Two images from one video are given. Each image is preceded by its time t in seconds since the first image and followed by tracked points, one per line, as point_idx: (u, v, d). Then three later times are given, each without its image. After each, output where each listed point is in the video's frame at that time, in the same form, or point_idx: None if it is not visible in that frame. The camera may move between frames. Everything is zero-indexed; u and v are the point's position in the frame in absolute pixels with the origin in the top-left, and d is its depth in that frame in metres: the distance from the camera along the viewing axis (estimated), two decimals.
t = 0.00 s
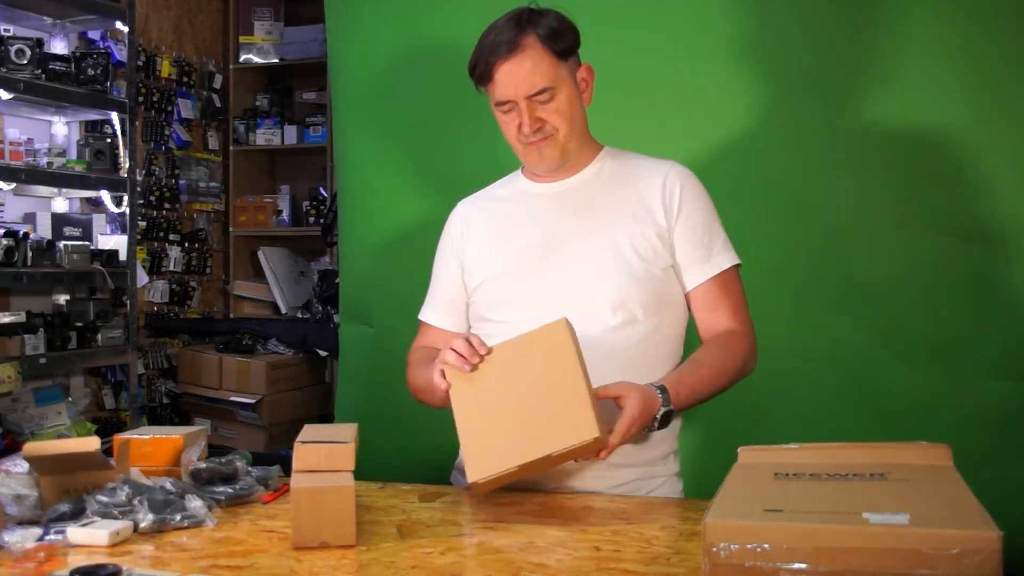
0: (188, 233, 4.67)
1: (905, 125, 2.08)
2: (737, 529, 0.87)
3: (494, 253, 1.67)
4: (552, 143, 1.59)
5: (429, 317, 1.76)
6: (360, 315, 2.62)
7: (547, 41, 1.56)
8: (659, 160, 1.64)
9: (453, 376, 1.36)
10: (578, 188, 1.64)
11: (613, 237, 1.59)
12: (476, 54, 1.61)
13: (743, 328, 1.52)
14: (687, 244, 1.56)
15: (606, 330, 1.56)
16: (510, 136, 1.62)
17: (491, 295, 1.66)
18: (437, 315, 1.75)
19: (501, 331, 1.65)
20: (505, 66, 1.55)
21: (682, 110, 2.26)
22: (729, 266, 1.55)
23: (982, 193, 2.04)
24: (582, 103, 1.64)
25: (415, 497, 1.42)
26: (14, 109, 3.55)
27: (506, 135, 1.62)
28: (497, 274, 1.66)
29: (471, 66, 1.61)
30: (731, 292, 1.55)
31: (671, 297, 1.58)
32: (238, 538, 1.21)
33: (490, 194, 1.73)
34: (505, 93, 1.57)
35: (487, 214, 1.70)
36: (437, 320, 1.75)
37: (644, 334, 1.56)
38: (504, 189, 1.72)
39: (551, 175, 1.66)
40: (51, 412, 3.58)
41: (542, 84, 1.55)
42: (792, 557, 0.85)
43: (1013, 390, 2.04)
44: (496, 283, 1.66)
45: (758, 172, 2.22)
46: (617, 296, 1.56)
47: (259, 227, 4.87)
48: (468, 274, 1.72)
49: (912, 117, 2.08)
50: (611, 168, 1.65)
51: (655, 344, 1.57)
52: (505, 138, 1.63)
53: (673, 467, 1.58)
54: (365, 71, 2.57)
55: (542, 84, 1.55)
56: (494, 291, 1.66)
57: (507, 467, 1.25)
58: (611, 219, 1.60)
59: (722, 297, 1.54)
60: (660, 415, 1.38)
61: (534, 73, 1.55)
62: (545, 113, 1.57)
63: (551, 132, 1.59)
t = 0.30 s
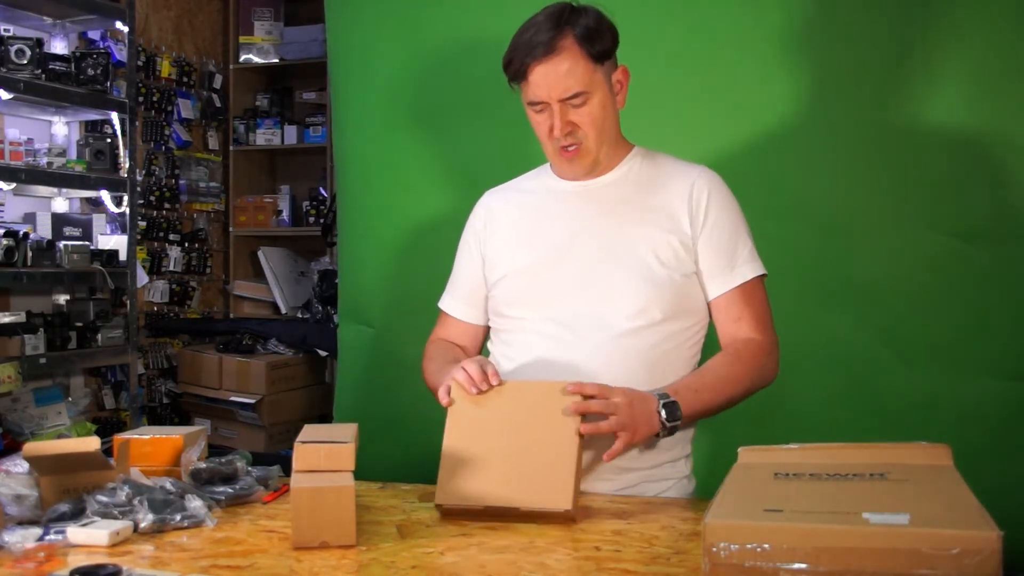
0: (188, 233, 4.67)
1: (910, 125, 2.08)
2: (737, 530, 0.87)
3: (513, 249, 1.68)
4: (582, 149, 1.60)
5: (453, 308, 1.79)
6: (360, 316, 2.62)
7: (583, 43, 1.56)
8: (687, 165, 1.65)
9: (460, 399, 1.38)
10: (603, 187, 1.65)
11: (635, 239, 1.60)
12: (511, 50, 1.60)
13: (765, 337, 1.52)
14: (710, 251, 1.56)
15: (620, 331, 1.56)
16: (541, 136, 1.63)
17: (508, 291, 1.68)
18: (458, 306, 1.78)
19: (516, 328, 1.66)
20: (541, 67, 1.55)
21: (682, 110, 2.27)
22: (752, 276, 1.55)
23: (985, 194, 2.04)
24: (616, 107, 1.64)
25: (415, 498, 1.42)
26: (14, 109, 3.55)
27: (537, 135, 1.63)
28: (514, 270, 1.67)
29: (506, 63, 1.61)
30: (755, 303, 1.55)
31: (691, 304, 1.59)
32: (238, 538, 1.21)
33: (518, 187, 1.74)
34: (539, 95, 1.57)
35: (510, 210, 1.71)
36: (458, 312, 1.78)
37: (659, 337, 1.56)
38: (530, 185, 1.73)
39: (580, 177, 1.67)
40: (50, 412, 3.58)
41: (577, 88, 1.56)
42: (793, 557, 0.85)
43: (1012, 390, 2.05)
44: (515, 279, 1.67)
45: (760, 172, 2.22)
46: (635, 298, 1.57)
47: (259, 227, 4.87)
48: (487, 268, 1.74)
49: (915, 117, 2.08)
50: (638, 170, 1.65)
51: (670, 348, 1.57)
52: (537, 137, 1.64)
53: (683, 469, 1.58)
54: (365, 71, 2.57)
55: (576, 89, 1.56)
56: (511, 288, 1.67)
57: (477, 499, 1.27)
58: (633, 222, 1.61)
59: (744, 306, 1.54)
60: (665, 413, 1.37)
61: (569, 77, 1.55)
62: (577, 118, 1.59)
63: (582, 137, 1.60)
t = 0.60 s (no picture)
0: (188, 233, 4.67)
1: (910, 125, 2.08)
2: (736, 530, 0.87)
3: (517, 246, 1.68)
4: (593, 145, 1.59)
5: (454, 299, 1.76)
6: (360, 315, 2.62)
7: (603, 40, 1.56)
8: (692, 166, 1.66)
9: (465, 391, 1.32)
10: (608, 185, 1.65)
11: (640, 238, 1.60)
12: (527, 43, 1.60)
13: (763, 338, 1.52)
14: (715, 250, 1.56)
15: (624, 330, 1.57)
16: (553, 131, 1.62)
17: (511, 288, 1.68)
18: (459, 296, 1.75)
19: (520, 326, 1.66)
20: (558, 61, 1.55)
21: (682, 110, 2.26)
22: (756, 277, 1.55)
23: (985, 194, 2.04)
24: (628, 108, 1.64)
25: (416, 497, 1.42)
26: (14, 109, 3.55)
27: (549, 129, 1.62)
28: (518, 267, 1.67)
29: (522, 56, 1.60)
30: (752, 302, 1.54)
31: (694, 302, 1.59)
32: (238, 538, 1.20)
33: (523, 184, 1.73)
34: (555, 88, 1.56)
35: (515, 206, 1.70)
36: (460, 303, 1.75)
37: (662, 337, 1.57)
38: (535, 182, 1.72)
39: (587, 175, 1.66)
40: (50, 412, 3.57)
41: (594, 84, 1.55)
42: (793, 557, 0.85)
43: (1012, 390, 2.05)
44: (519, 276, 1.67)
45: (761, 170, 2.22)
46: (641, 295, 1.57)
47: (259, 227, 4.87)
48: (490, 265, 1.73)
49: (915, 117, 2.08)
50: (645, 168, 1.65)
51: (672, 348, 1.57)
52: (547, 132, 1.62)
53: (688, 469, 1.58)
54: (366, 71, 2.57)
55: (593, 84, 1.55)
56: (515, 285, 1.67)
57: (500, 497, 1.31)
58: (639, 220, 1.61)
59: (741, 306, 1.54)
60: (660, 405, 1.35)
61: (586, 73, 1.55)
62: (591, 114, 1.58)
63: (594, 134, 1.59)
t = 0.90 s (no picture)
0: (188, 233, 4.67)
1: (910, 125, 2.08)
2: (736, 530, 0.87)
3: (517, 245, 1.67)
4: (599, 144, 1.59)
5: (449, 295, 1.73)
6: (360, 315, 2.62)
7: (612, 38, 1.56)
8: (691, 167, 1.66)
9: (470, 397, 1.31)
10: (608, 185, 1.65)
11: (641, 239, 1.60)
12: (534, 39, 1.59)
13: (759, 340, 1.52)
14: (714, 252, 1.56)
15: (624, 330, 1.57)
16: (557, 127, 1.61)
17: (511, 288, 1.67)
18: (454, 291, 1.72)
19: (519, 326, 1.66)
20: (566, 58, 1.54)
21: (682, 110, 2.27)
22: (754, 278, 1.55)
23: (984, 194, 2.05)
24: (632, 107, 1.65)
25: (416, 498, 1.42)
26: (14, 109, 3.55)
27: (553, 126, 1.61)
28: (517, 267, 1.67)
29: (528, 53, 1.59)
30: (748, 304, 1.54)
31: (693, 303, 1.59)
32: (238, 538, 1.20)
33: (523, 183, 1.73)
34: (562, 84, 1.55)
35: (515, 205, 1.70)
36: (456, 298, 1.72)
37: (662, 337, 1.57)
38: (536, 181, 1.72)
39: (589, 173, 1.66)
40: (51, 412, 3.57)
41: (601, 82, 1.55)
42: (793, 557, 0.85)
43: (1012, 390, 2.05)
44: (519, 276, 1.66)
45: (761, 170, 2.22)
46: (641, 296, 1.57)
47: (259, 227, 4.87)
48: (488, 264, 1.72)
49: (915, 117, 2.08)
50: (645, 169, 1.65)
51: (672, 348, 1.57)
52: (551, 129, 1.62)
53: (686, 468, 1.58)
54: (366, 71, 2.57)
55: (601, 82, 1.55)
56: (514, 286, 1.67)
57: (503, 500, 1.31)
58: (639, 220, 1.61)
59: (738, 307, 1.54)
60: (662, 407, 1.36)
61: (594, 71, 1.54)
62: (597, 112, 1.58)
63: (600, 133, 1.59)
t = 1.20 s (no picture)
0: (188, 233, 4.67)
1: (909, 125, 2.08)
2: (736, 530, 0.87)
3: (516, 246, 1.67)
4: (596, 143, 1.59)
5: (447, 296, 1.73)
6: (360, 315, 2.62)
7: (611, 38, 1.56)
8: (688, 167, 1.66)
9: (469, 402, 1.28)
10: (606, 185, 1.65)
11: (638, 239, 1.60)
12: (532, 38, 1.59)
13: (756, 342, 1.52)
14: (711, 253, 1.56)
15: (621, 331, 1.57)
16: (553, 127, 1.61)
17: (508, 289, 1.67)
18: (451, 293, 1.72)
19: (516, 327, 1.66)
20: (564, 58, 1.55)
21: (682, 110, 2.27)
22: (751, 279, 1.55)
23: (983, 194, 2.05)
24: (630, 107, 1.65)
25: (415, 498, 1.42)
26: (14, 109, 3.55)
27: (550, 125, 1.61)
28: (515, 268, 1.67)
29: (526, 52, 1.59)
30: (744, 306, 1.55)
31: (689, 303, 1.59)
32: (238, 538, 1.20)
33: (520, 183, 1.72)
34: (560, 84, 1.55)
35: (513, 205, 1.70)
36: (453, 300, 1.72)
37: (660, 337, 1.57)
38: (532, 180, 1.71)
39: (586, 172, 1.66)
40: (51, 412, 3.57)
41: (599, 82, 1.55)
42: (795, 557, 0.85)
43: (1010, 390, 2.06)
44: (517, 276, 1.66)
45: (760, 171, 2.22)
46: (639, 298, 1.57)
47: (259, 227, 4.88)
48: (485, 265, 1.72)
49: (914, 117, 2.08)
50: (642, 169, 1.65)
51: (671, 349, 1.58)
52: (548, 128, 1.62)
53: (683, 468, 1.58)
54: (366, 71, 2.57)
55: (599, 81, 1.55)
56: (512, 286, 1.67)
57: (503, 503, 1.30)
58: (636, 221, 1.61)
59: (735, 309, 1.54)
60: (664, 413, 1.36)
61: (592, 70, 1.55)
62: (595, 112, 1.58)
63: (597, 132, 1.59)
